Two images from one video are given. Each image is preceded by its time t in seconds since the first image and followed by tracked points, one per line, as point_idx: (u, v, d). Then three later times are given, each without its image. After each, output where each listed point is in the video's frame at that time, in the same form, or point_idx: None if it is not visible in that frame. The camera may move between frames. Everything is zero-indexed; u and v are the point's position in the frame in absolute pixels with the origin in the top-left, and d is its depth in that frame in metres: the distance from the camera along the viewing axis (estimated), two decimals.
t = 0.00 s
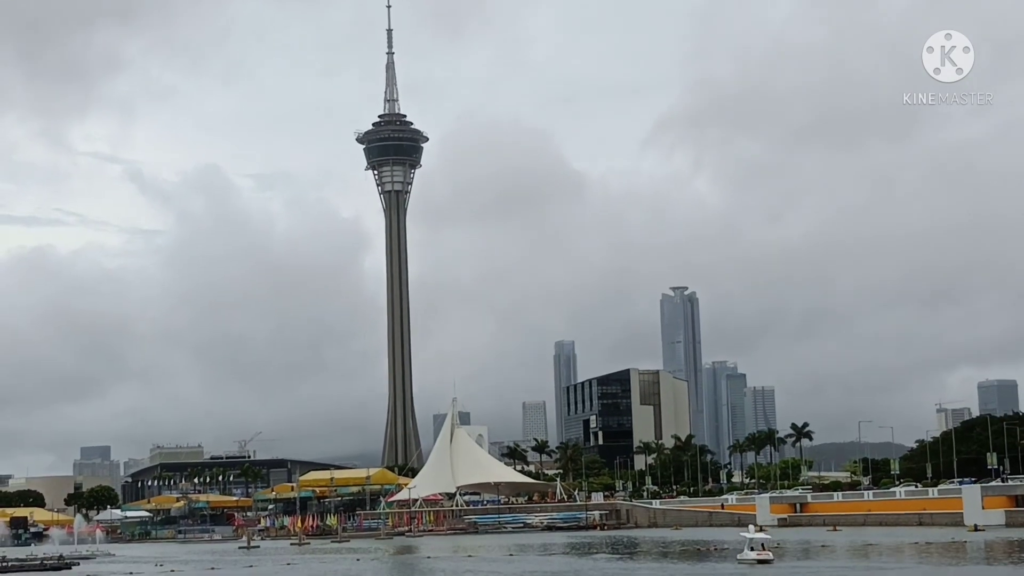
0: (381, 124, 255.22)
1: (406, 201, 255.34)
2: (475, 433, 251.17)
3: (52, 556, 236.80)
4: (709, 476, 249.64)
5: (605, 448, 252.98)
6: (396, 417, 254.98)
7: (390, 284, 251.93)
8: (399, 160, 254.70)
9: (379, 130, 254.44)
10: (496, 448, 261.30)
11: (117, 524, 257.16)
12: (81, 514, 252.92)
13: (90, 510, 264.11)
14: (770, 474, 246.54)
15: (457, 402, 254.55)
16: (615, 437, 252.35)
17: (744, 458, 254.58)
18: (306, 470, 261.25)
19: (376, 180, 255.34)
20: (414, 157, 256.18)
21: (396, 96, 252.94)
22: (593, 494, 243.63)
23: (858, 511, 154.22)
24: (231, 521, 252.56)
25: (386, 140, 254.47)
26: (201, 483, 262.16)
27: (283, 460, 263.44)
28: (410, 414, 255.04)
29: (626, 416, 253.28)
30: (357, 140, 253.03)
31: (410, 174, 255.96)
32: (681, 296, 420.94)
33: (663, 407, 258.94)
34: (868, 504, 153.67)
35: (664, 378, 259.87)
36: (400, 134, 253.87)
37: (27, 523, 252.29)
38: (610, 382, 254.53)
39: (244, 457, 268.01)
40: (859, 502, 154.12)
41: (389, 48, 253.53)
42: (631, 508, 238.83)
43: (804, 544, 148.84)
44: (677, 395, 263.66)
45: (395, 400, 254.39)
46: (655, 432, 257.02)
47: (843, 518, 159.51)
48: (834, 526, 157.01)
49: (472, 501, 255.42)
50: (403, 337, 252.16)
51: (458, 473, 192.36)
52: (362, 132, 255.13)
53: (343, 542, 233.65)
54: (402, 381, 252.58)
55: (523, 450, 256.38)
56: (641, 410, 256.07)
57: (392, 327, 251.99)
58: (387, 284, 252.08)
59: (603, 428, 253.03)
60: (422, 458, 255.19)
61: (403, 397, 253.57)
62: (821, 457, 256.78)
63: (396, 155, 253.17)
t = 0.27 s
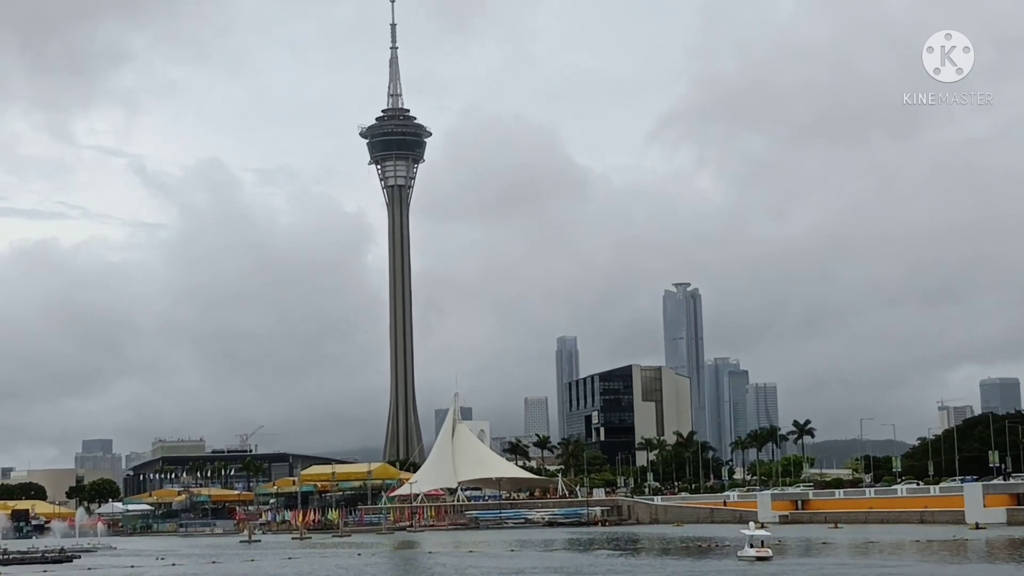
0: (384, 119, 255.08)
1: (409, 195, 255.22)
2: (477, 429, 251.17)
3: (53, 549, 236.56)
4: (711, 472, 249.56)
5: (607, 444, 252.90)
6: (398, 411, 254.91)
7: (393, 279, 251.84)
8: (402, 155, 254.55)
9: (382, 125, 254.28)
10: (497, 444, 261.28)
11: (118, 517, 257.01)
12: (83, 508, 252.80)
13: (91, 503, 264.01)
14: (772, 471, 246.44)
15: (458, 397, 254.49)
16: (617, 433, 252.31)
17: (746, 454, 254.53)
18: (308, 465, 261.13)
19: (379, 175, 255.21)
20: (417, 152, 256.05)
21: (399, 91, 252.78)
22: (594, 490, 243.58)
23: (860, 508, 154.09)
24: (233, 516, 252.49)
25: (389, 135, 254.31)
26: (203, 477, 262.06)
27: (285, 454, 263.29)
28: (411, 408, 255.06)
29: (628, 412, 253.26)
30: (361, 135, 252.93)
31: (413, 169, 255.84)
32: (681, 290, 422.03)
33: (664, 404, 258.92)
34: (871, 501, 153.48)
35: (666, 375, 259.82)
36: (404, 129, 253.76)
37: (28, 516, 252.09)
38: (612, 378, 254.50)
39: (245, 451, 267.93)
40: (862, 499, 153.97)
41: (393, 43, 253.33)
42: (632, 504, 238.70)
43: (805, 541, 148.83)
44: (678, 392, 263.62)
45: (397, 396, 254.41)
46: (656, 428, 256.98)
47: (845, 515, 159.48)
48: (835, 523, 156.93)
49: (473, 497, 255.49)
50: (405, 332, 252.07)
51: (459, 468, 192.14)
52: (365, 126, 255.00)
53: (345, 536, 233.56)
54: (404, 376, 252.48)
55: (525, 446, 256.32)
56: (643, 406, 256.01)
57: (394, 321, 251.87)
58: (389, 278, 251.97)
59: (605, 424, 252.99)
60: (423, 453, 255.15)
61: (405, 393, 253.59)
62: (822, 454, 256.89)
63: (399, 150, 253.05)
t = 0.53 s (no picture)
0: (385, 121, 255.29)
1: (410, 198, 255.44)
2: (477, 431, 251.47)
3: (54, 550, 236.87)
4: (711, 474, 249.83)
5: (608, 446, 253.13)
6: (398, 413, 255.14)
7: (394, 281, 252.01)
8: (403, 157, 254.76)
9: (383, 127, 254.50)
10: (498, 446, 261.57)
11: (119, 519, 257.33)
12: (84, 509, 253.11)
13: (92, 505, 264.27)
14: (772, 473, 246.69)
15: (458, 399, 254.77)
16: (617, 435, 252.57)
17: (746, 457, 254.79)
18: (308, 467, 261.37)
19: (380, 177, 255.37)
20: (418, 154, 256.25)
21: (401, 93, 252.89)
22: (595, 492, 243.87)
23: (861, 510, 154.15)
24: (233, 517, 252.74)
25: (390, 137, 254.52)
26: (204, 478, 262.34)
27: (286, 455, 263.61)
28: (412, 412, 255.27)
29: (629, 415, 253.49)
30: (362, 137, 253.18)
31: (413, 171, 256.04)
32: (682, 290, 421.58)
33: (665, 406, 259.19)
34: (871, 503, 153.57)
35: (667, 377, 260.08)
36: (405, 132, 253.97)
37: (29, 518, 252.39)
38: (612, 380, 254.75)
39: (246, 453, 268.26)
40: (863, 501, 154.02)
41: (394, 45, 253.49)
42: (632, 506, 238.95)
43: (805, 544, 148.99)
44: (679, 394, 263.88)
45: (398, 397, 254.63)
46: (657, 430, 257.22)
47: (845, 517, 159.65)
48: (836, 525, 157.07)
49: (474, 499, 255.76)
50: (406, 334, 252.24)
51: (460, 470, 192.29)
52: (366, 128, 255.24)
53: (345, 538, 233.84)
54: (405, 377, 252.69)
55: (526, 448, 256.58)
56: (643, 408, 256.26)
57: (395, 323, 252.03)
58: (390, 280, 252.14)
59: (606, 427, 253.26)
60: (424, 455, 255.42)
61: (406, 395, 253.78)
62: (822, 456, 257.11)
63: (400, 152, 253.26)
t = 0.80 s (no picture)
0: (384, 123, 255.36)
1: (409, 200, 255.50)
2: (477, 433, 251.62)
3: (54, 553, 236.98)
4: (710, 477, 249.99)
5: (607, 448, 253.28)
6: (398, 415, 255.27)
7: (394, 282, 252.01)
8: (402, 160, 254.84)
9: (383, 130, 254.57)
10: (498, 447, 261.69)
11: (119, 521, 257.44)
12: (83, 512, 253.18)
13: (91, 507, 264.32)
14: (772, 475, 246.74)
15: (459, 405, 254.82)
16: (617, 438, 252.73)
17: (746, 459, 254.93)
18: (308, 470, 261.42)
19: (379, 179, 255.43)
20: (417, 157, 256.33)
21: (400, 95, 252.94)
22: (594, 495, 243.91)
23: (861, 511, 154.38)
24: (233, 520, 252.73)
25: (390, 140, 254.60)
26: (204, 481, 262.37)
27: (285, 457, 263.67)
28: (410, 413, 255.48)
29: (628, 417, 253.64)
30: (361, 140, 253.31)
31: (413, 174, 256.10)
32: (685, 295, 422.97)
33: (664, 409, 259.38)
34: (870, 504, 153.75)
35: (666, 380, 260.33)
36: (404, 134, 254.00)
37: (29, 520, 252.54)
38: (612, 383, 254.90)
39: (245, 455, 268.36)
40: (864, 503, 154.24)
41: (393, 48, 253.53)
42: (631, 509, 239.09)
43: (805, 546, 149.06)
44: (679, 396, 264.23)
45: (397, 400, 254.65)
46: (656, 433, 257.40)
47: (846, 519, 159.67)
48: (836, 527, 157.18)
49: (473, 501, 255.84)
50: (406, 336, 252.28)
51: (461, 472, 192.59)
52: (365, 131, 255.33)
53: (344, 541, 233.93)
54: (404, 379, 252.73)
55: (525, 450, 256.77)
56: (643, 410, 256.38)
57: (394, 326, 252.01)
58: (390, 282, 252.11)
59: (605, 429, 253.49)
60: (423, 457, 255.53)
61: (405, 396, 253.98)
62: (822, 459, 257.12)
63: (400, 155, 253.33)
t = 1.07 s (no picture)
0: (383, 124, 255.45)
1: (409, 201, 255.58)
2: (476, 434, 251.72)
3: (53, 554, 236.96)
4: (709, 477, 250.05)
5: (606, 449, 253.35)
6: (398, 415, 255.31)
7: (393, 281, 252.00)
8: (402, 161, 254.92)
9: (382, 131, 254.66)
10: (497, 448, 261.81)
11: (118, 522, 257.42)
12: (83, 513, 253.20)
13: (91, 508, 264.36)
14: (771, 476, 246.85)
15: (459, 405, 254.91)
16: (616, 438, 252.81)
17: (745, 460, 255.01)
18: (307, 471, 261.48)
19: (379, 180, 255.57)
20: (417, 158, 256.42)
21: (400, 96, 252.99)
22: (594, 495, 243.89)
23: (860, 512, 154.44)
24: (232, 521, 252.73)
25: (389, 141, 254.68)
26: (203, 481, 262.39)
27: (285, 458, 263.74)
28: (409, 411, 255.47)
29: (627, 418, 253.72)
30: (361, 141, 253.43)
31: (412, 175, 256.19)
32: (684, 295, 422.88)
33: (664, 409, 259.48)
34: (870, 505, 153.80)
35: (666, 380, 260.47)
36: (403, 135, 254.04)
37: (28, 521, 252.55)
38: (612, 384, 255.01)
39: (245, 456, 268.46)
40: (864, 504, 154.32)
41: (393, 49, 253.59)
42: (630, 509, 239.17)
43: (804, 547, 149.08)
44: (678, 397, 264.35)
45: (397, 401, 254.74)
46: (656, 433, 257.48)
47: (845, 520, 159.66)
48: (835, 528, 157.23)
49: (472, 502, 255.96)
50: (405, 336, 252.28)
51: (461, 473, 192.60)
52: (365, 132, 255.42)
53: (344, 542, 234.01)
54: (404, 378, 252.73)
55: (525, 451, 256.90)
56: (642, 411, 256.47)
57: (393, 325, 251.99)
58: (390, 282, 252.16)
59: (605, 430, 253.62)
60: (423, 458, 255.62)
61: (405, 395, 253.90)
62: (822, 459, 257.16)
63: (399, 156, 253.42)
